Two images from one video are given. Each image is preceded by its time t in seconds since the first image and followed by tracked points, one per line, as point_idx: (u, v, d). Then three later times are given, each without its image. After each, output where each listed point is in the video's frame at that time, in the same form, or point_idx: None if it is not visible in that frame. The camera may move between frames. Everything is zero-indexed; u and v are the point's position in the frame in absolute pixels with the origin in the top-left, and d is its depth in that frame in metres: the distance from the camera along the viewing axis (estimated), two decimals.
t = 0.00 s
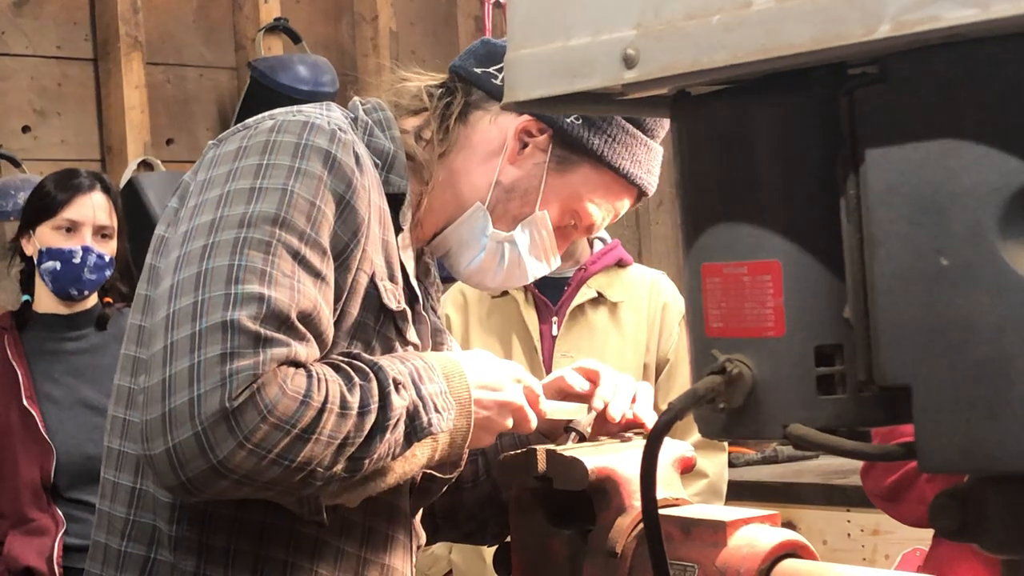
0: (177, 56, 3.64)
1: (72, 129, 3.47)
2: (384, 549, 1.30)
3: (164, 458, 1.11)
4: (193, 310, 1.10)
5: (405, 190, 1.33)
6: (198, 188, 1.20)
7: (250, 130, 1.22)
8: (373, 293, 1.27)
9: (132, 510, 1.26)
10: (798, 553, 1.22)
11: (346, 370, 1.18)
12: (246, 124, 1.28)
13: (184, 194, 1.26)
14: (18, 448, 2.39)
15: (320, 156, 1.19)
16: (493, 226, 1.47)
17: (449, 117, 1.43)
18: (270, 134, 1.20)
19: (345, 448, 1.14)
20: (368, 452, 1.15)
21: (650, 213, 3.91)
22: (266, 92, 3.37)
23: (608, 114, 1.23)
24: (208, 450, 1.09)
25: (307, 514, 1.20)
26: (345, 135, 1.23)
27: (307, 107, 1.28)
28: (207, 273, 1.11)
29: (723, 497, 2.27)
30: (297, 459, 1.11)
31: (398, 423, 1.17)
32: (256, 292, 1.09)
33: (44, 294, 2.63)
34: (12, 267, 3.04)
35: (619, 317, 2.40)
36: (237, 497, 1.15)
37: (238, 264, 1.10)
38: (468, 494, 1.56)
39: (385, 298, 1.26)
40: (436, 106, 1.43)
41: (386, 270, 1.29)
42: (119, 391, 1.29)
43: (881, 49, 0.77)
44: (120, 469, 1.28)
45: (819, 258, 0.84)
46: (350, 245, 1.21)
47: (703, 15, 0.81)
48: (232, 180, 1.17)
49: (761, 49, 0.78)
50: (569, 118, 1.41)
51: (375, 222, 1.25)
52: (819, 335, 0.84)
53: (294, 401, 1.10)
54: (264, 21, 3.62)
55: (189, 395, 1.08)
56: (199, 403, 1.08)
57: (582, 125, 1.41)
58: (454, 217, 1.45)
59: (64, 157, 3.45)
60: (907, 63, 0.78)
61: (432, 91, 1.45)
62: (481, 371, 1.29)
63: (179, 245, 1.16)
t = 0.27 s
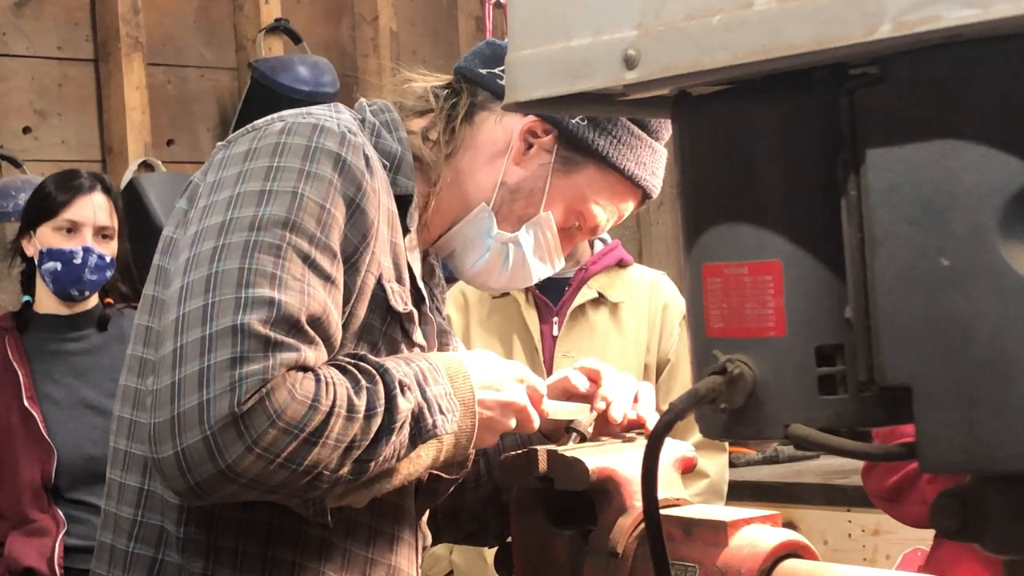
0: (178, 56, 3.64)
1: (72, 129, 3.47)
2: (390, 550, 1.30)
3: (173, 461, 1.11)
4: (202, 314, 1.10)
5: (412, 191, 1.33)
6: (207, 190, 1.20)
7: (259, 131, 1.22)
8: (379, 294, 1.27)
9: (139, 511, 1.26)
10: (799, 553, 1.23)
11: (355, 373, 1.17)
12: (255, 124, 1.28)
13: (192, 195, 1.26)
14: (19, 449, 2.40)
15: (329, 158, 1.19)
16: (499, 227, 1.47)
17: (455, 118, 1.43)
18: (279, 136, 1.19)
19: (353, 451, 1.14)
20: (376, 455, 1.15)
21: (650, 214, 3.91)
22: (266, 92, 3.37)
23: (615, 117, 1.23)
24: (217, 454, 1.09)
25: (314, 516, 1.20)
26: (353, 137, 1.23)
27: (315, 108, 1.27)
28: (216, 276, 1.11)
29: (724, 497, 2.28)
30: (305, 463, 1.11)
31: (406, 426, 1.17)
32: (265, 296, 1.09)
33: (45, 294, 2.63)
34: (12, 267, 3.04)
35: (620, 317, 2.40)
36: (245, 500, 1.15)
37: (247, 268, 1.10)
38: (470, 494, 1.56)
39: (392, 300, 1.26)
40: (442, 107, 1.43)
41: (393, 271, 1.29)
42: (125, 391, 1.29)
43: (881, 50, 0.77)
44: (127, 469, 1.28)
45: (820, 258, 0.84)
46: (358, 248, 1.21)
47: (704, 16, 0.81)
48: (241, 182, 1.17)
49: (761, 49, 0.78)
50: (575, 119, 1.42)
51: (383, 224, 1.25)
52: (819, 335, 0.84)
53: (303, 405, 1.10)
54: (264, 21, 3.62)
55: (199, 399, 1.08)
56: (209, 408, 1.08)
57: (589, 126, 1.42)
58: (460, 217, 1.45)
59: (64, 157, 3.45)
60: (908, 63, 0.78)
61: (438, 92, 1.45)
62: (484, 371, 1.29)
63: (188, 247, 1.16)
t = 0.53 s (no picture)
0: (178, 56, 3.64)
1: (73, 129, 3.47)
2: (389, 548, 1.30)
3: (174, 465, 1.11)
4: (202, 317, 1.10)
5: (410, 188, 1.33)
6: (204, 190, 1.20)
7: (256, 131, 1.22)
8: (378, 293, 1.27)
9: (137, 511, 1.26)
10: (800, 552, 1.23)
11: (354, 373, 1.17)
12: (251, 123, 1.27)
13: (190, 195, 1.26)
14: (19, 448, 2.40)
15: (327, 158, 1.19)
16: (493, 225, 1.47)
17: (449, 114, 1.43)
18: (276, 136, 1.19)
19: (354, 452, 1.14)
20: (376, 455, 1.16)
21: (650, 213, 3.92)
22: (266, 92, 3.37)
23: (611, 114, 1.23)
24: (219, 457, 1.09)
25: (315, 516, 1.20)
26: (351, 136, 1.23)
27: (312, 107, 1.27)
28: (216, 278, 1.11)
29: (725, 496, 2.28)
30: (306, 464, 1.11)
31: (406, 425, 1.17)
32: (265, 298, 1.09)
33: (45, 294, 2.63)
34: (13, 268, 3.04)
35: (621, 316, 2.40)
36: (246, 502, 1.15)
37: (247, 270, 1.10)
38: (469, 494, 1.56)
39: (390, 298, 1.27)
40: (437, 105, 1.43)
41: (392, 269, 1.29)
42: (122, 391, 1.29)
43: (881, 48, 0.77)
44: (123, 470, 1.28)
45: (821, 256, 0.84)
46: (358, 247, 1.21)
47: (704, 15, 0.81)
48: (240, 183, 1.17)
49: (761, 47, 0.78)
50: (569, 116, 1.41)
51: (382, 222, 1.25)
52: (819, 334, 0.84)
53: (304, 407, 1.10)
54: (264, 21, 3.63)
55: (199, 402, 1.09)
56: (210, 411, 1.09)
57: (583, 122, 1.41)
58: (455, 215, 1.45)
59: (65, 157, 3.45)
60: (908, 61, 0.78)
61: (432, 89, 1.45)
62: (485, 370, 1.29)
63: (187, 249, 1.16)
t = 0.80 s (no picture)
0: (178, 55, 3.64)
1: (73, 129, 3.47)
2: (387, 545, 1.30)
3: (173, 468, 1.12)
4: (200, 318, 1.10)
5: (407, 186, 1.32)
6: (200, 189, 1.20)
7: (251, 130, 1.22)
8: (375, 291, 1.27)
9: (132, 511, 1.26)
10: (800, 549, 1.23)
11: (352, 372, 1.17)
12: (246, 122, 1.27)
13: (186, 195, 1.26)
14: (20, 448, 2.40)
15: (324, 157, 1.19)
16: (488, 222, 1.47)
17: (445, 112, 1.43)
18: (272, 135, 1.19)
19: (353, 451, 1.14)
20: (375, 454, 1.16)
21: (651, 211, 3.92)
22: (266, 91, 3.37)
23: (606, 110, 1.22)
24: (217, 459, 1.09)
25: (315, 515, 1.20)
26: (347, 134, 1.23)
27: (307, 105, 1.27)
28: (213, 279, 1.11)
29: (726, 494, 2.28)
30: (305, 464, 1.11)
31: (405, 423, 1.18)
32: (263, 298, 1.09)
33: (46, 294, 2.63)
34: (14, 268, 3.04)
35: (621, 314, 2.41)
36: (244, 502, 1.15)
37: (245, 271, 1.10)
38: (468, 492, 1.56)
39: (387, 296, 1.27)
40: (431, 102, 1.44)
41: (389, 267, 1.29)
42: (119, 390, 1.29)
43: (879, 44, 0.77)
44: (119, 468, 1.28)
45: (819, 254, 0.84)
46: (355, 245, 1.21)
47: (701, 12, 0.81)
48: (236, 182, 1.17)
49: (759, 44, 0.78)
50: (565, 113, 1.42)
51: (379, 219, 1.25)
52: (818, 330, 0.83)
53: (301, 407, 1.10)
54: (264, 20, 3.63)
55: (197, 404, 1.09)
56: (208, 413, 1.09)
57: (578, 120, 1.42)
58: (450, 212, 1.45)
59: (65, 157, 3.45)
60: (906, 57, 0.78)
61: (427, 86, 1.45)
62: (484, 366, 1.29)
63: (183, 249, 1.16)
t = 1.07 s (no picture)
0: (178, 53, 3.64)
1: (73, 127, 3.47)
2: (388, 542, 1.31)
3: (174, 466, 1.12)
4: (200, 316, 1.10)
5: (407, 184, 1.33)
6: (201, 187, 1.20)
7: (251, 128, 1.22)
8: (375, 288, 1.27)
9: (133, 509, 1.26)
10: (800, 545, 1.23)
11: (353, 369, 1.18)
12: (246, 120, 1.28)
13: (186, 193, 1.26)
14: (22, 446, 2.40)
15: (324, 155, 1.19)
16: (487, 219, 1.47)
17: (445, 109, 1.43)
18: (272, 132, 1.19)
19: (354, 449, 1.14)
20: (376, 451, 1.16)
21: (652, 208, 3.92)
22: (266, 89, 3.38)
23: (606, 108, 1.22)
24: (218, 457, 1.09)
25: (316, 512, 1.21)
26: (347, 131, 1.23)
27: (307, 103, 1.27)
28: (213, 277, 1.11)
29: (728, 491, 2.28)
30: (305, 462, 1.11)
31: (406, 420, 1.18)
32: (263, 296, 1.10)
33: (48, 292, 2.63)
34: (15, 266, 3.04)
35: (623, 311, 2.41)
36: (245, 500, 1.15)
37: (245, 269, 1.11)
38: (468, 489, 1.56)
39: (388, 293, 1.27)
40: (432, 99, 1.44)
41: (390, 264, 1.30)
42: (120, 389, 1.29)
43: (877, 41, 0.77)
44: (120, 467, 1.28)
45: (817, 250, 0.84)
46: (355, 243, 1.21)
47: (699, 9, 0.81)
48: (236, 180, 1.17)
49: (757, 41, 0.78)
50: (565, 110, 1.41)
51: (379, 216, 1.25)
52: (817, 327, 0.84)
53: (302, 405, 1.10)
54: (264, 18, 3.63)
55: (198, 402, 1.09)
56: (208, 411, 1.09)
57: (578, 117, 1.41)
58: (450, 209, 1.46)
59: (65, 155, 3.45)
60: (904, 54, 0.78)
61: (427, 84, 1.45)
62: (484, 362, 1.29)
63: (184, 248, 1.16)
